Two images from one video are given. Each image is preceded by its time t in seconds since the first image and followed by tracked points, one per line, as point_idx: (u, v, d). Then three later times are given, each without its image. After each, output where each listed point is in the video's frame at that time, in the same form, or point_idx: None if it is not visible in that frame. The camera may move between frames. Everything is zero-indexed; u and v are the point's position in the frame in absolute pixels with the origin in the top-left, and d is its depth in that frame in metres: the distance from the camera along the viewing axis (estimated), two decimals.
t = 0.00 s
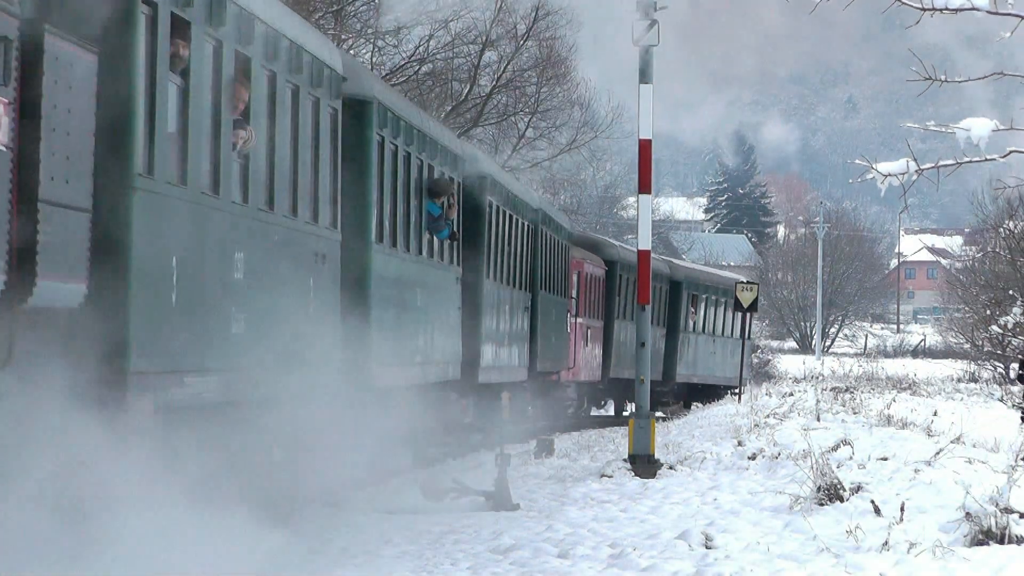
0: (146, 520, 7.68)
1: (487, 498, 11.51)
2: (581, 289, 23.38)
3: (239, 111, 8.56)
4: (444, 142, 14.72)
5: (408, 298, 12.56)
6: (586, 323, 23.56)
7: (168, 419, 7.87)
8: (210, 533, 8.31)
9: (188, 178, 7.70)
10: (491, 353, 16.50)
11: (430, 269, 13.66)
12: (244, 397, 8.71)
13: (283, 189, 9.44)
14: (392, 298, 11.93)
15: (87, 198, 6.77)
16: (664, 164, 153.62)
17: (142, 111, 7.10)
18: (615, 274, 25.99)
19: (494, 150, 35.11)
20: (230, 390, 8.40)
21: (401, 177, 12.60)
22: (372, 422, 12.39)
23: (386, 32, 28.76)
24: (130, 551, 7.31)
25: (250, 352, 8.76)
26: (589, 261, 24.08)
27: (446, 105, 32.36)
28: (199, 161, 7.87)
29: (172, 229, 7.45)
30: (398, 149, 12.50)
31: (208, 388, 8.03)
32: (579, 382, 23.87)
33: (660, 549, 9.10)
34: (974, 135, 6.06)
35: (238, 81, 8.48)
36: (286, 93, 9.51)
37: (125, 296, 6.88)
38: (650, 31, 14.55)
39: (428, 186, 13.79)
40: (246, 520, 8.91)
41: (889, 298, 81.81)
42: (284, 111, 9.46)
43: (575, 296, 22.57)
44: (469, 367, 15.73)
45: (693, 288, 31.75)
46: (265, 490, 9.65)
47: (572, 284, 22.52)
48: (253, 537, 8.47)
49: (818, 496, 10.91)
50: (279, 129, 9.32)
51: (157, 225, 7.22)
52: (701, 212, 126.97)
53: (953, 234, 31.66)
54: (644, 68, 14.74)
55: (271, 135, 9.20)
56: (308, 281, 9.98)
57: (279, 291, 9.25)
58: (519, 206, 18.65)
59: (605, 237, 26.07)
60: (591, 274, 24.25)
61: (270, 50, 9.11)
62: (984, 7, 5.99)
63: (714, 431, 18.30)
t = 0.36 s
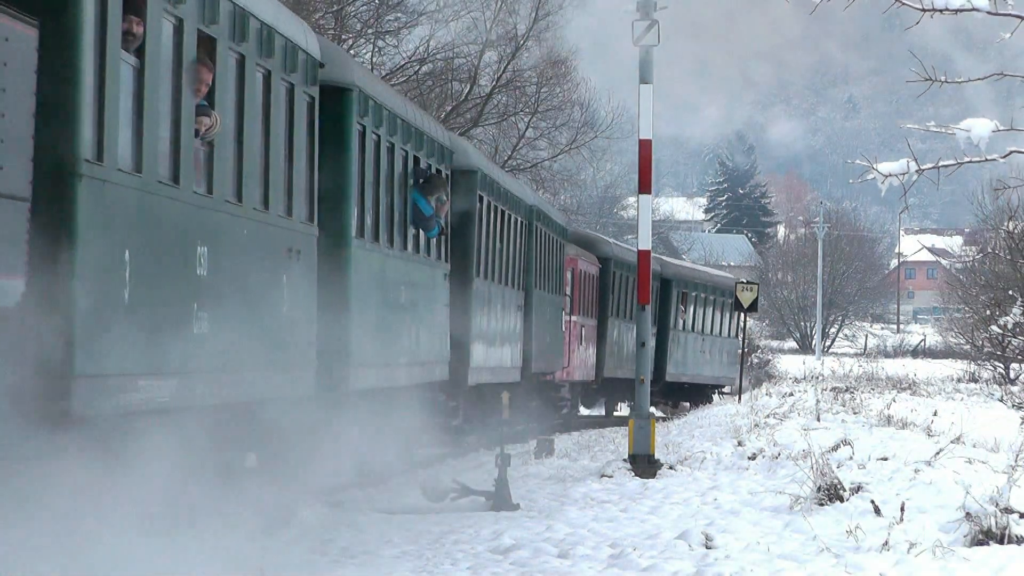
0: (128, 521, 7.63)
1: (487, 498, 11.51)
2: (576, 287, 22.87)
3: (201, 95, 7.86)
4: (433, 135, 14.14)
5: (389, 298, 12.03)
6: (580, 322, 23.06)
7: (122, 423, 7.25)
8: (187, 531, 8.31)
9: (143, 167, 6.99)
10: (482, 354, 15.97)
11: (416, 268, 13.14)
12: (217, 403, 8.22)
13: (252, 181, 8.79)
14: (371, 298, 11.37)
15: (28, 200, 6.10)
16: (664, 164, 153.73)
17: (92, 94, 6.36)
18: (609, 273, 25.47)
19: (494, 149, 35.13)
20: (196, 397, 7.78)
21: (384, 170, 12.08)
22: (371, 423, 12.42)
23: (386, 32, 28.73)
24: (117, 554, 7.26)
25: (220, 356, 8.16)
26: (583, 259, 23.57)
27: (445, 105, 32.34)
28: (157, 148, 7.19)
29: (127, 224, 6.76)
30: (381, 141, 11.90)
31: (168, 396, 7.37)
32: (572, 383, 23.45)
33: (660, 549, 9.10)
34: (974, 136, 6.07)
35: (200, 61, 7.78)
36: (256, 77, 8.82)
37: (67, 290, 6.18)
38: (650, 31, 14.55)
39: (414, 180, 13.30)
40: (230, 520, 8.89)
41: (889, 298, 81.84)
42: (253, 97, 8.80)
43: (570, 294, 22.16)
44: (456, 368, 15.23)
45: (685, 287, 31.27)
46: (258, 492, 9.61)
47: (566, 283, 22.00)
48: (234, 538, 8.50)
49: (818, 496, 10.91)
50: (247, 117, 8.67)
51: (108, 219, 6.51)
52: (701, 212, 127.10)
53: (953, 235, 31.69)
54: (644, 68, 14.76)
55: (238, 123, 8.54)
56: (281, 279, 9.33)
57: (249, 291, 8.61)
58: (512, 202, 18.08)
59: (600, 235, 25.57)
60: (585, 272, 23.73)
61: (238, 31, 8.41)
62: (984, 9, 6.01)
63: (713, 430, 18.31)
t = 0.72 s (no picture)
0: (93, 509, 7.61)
1: (487, 498, 11.51)
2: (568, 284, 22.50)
3: (160, 75, 7.46)
4: (417, 124, 13.73)
5: (365, 294, 11.62)
6: (572, 320, 22.67)
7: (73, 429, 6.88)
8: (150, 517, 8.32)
9: (92, 151, 6.58)
10: (467, 352, 15.56)
11: (397, 263, 12.76)
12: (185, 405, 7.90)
13: (218, 170, 8.41)
14: (345, 294, 10.95)
15: None
16: (664, 164, 153.69)
17: (34, 74, 5.92)
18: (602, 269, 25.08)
19: (494, 150, 35.12)
20: (152, 400, 7.35)
21: (362, 160, 11.70)
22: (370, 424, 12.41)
23: (387, 32, 28.71)
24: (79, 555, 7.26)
25: (180, 356, 7.73)
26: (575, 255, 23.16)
27: (445, 105, 32.33)
28: (108, 137, 6.78)
29: (77, 214, 6.42)
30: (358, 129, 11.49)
31: (120, 401, 6.95)
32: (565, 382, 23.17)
33: (660, 549, 9.10)
34: (976, 137, 6.07)
35: (158, 39, 7.37)
36: (221, 58, 8.43)
37: None
38: (650, 31, 14.56)
39: (397, 172, 12.94)
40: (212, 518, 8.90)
41: (890, 298, 81.79)
42: (218, 80, 8.40)
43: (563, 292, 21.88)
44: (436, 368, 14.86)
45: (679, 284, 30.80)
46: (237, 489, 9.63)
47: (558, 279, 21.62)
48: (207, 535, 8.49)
49: (818, 496, 10.90)
50: (215, 104, 8.37)
51: (49, 207, 6.11)
52: (701, 212, 127.13)
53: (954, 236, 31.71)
54: (645, 68, 14.76)
55: (203, 107, 8.19)
56: (249, 273, 8.90)
57: (209, 286, 8.15)
58: (502, 195, 17.67)
59: (593, 231, 25.15)
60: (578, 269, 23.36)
61: (202, 7, 8.06)
62: (986, 6, 6.03)
63: (714, 430, 18.30)
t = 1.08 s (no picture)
0: (91, 524, 7.39)
1: (489, 499, 11.53)
2: (566, 282, 22.12)
3: (113, 54, 6.68)
4: (404, 112, 12.93)
5: (350, 294, 10.85)
6: (569, 318, 22.33)
7: (28, 436, 6.15)
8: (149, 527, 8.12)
9: (34, 134, 5.86)
10: (460, 353, 14.80)
11: (384, 260, 11.96)
12: (144, 411, 7.11)
13: (179, 157, 7.66)
14: (328, 293, 10.18)
15: None
16: (663, 164, 153.71)
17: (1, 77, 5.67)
18: (598, 266, 24.68)
19: (495, 150, 35.10)
20: (104, 407, 6.54)
21: (346, 150, 10.90)
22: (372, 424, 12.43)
23: (388, 33, 28.69)
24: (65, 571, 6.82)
25: (158, 356, 7.24)
26: (574, 254, 22.79)
27: (447, 105, 32.30)
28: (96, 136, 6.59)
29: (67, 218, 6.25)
30: (340, 117, 10.67)
31: (68, 407, 6.17)
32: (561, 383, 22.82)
33: (661, 549, 9.11)
34: (976, 136, 6.05)
35: (109, 14, 6.60)
36: (187, 39, 7.68)
37: None
38: (651, 32, 14.54)
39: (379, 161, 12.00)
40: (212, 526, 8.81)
41: (890, 298, 81.86)
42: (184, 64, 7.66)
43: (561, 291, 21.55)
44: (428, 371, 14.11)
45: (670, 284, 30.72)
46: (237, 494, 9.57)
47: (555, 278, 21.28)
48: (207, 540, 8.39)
49: (819, 496, 10.90)
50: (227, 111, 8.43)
51: None
52: (702, 212, 127.05)
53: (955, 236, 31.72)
54: (646, 68, 14.76)
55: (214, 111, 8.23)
56: (216, 269, 8.14)
57: (204, 283, 7.94)
58: (494, 190, 16.93)
59: (589, 227, 24.77)
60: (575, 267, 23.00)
61: None
62: (986, 6, 5.98)
63: (715, 430, 18.31)
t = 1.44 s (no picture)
0: (80, 524, 7.40)
1: (489, 498, 11.51)
2: (561, 278, 21.95)
3: (50, 24, 6.16)
4: (387, 100, 12.49)
5: (326, 288, 10.45)
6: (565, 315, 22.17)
7: None
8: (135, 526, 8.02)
9: None
10: (444, 352, 14.40)
11: (363, 253, 11.52)
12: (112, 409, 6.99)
13: (132, 139, 7.17)
14: (301, 286, 9.76)
15: None
16: (663, 164, 153.75)
17: None
18: (593, 262, 24.52)
19: (495, 149, 35.12)
20: (43, 413, 6.18)
21: (322, 137, 10.46)
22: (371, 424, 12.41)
23: (389, 32, 28.68)
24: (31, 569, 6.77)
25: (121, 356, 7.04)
26: (568, 249, 22.66)
27: (447, 105, 32.31)
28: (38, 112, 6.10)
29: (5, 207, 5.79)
30: (316, 102, 10.21)
31: None
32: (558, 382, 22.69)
33: (662, 549, 9.10)
34: (977, 134, 6.04)
35: None
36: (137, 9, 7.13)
37: None
38: (652, 32, 14.54)
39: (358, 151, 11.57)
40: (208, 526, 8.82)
41: (891, 297, 81.90)
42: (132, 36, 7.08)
43: (557, 288, 21.39)
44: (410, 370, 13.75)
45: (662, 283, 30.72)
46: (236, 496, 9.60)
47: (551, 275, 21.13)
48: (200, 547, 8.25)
49: (820, 496, 10.89)
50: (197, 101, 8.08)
51: None
52: (703, 212, 127.15)
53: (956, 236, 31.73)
54: (648, 68, 14.75)
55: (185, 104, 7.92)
56: (174, 259, 7.68)
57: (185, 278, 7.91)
58: (484, 183, 16.53)
59: (583, 224, 24.66)
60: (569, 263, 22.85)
61: None
62: (988, 4, 5.97)
63: (716, 430, 18.30)
